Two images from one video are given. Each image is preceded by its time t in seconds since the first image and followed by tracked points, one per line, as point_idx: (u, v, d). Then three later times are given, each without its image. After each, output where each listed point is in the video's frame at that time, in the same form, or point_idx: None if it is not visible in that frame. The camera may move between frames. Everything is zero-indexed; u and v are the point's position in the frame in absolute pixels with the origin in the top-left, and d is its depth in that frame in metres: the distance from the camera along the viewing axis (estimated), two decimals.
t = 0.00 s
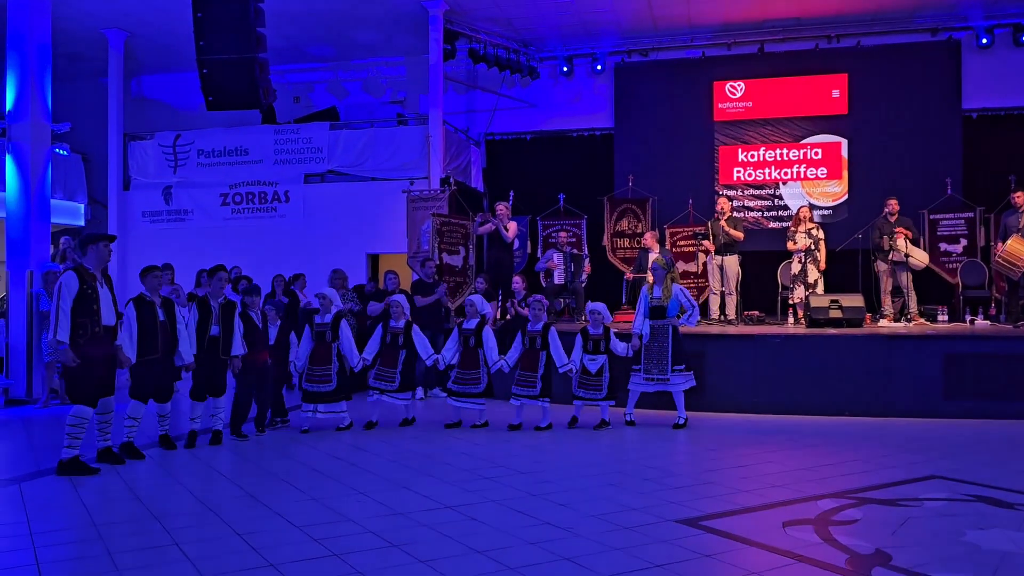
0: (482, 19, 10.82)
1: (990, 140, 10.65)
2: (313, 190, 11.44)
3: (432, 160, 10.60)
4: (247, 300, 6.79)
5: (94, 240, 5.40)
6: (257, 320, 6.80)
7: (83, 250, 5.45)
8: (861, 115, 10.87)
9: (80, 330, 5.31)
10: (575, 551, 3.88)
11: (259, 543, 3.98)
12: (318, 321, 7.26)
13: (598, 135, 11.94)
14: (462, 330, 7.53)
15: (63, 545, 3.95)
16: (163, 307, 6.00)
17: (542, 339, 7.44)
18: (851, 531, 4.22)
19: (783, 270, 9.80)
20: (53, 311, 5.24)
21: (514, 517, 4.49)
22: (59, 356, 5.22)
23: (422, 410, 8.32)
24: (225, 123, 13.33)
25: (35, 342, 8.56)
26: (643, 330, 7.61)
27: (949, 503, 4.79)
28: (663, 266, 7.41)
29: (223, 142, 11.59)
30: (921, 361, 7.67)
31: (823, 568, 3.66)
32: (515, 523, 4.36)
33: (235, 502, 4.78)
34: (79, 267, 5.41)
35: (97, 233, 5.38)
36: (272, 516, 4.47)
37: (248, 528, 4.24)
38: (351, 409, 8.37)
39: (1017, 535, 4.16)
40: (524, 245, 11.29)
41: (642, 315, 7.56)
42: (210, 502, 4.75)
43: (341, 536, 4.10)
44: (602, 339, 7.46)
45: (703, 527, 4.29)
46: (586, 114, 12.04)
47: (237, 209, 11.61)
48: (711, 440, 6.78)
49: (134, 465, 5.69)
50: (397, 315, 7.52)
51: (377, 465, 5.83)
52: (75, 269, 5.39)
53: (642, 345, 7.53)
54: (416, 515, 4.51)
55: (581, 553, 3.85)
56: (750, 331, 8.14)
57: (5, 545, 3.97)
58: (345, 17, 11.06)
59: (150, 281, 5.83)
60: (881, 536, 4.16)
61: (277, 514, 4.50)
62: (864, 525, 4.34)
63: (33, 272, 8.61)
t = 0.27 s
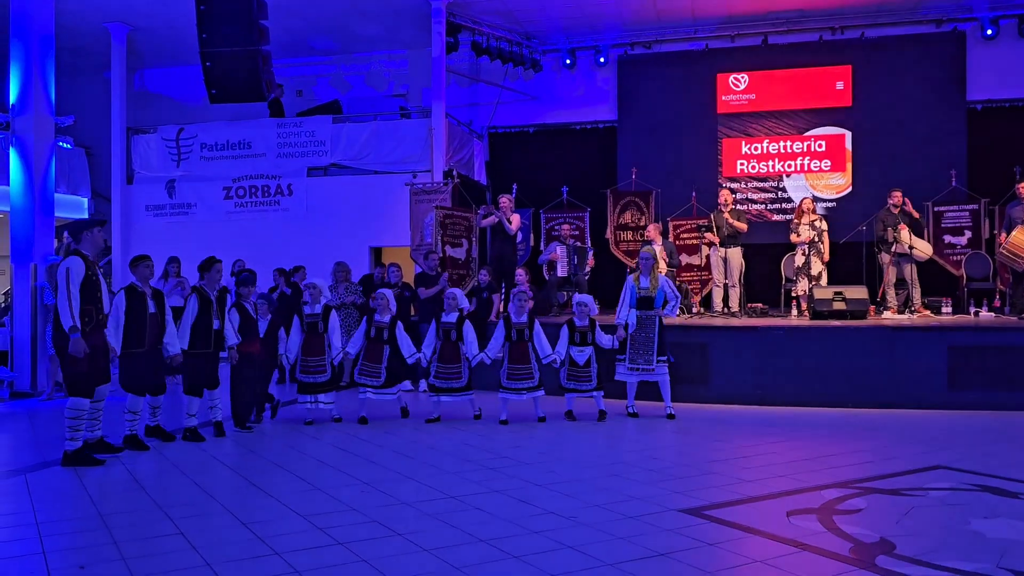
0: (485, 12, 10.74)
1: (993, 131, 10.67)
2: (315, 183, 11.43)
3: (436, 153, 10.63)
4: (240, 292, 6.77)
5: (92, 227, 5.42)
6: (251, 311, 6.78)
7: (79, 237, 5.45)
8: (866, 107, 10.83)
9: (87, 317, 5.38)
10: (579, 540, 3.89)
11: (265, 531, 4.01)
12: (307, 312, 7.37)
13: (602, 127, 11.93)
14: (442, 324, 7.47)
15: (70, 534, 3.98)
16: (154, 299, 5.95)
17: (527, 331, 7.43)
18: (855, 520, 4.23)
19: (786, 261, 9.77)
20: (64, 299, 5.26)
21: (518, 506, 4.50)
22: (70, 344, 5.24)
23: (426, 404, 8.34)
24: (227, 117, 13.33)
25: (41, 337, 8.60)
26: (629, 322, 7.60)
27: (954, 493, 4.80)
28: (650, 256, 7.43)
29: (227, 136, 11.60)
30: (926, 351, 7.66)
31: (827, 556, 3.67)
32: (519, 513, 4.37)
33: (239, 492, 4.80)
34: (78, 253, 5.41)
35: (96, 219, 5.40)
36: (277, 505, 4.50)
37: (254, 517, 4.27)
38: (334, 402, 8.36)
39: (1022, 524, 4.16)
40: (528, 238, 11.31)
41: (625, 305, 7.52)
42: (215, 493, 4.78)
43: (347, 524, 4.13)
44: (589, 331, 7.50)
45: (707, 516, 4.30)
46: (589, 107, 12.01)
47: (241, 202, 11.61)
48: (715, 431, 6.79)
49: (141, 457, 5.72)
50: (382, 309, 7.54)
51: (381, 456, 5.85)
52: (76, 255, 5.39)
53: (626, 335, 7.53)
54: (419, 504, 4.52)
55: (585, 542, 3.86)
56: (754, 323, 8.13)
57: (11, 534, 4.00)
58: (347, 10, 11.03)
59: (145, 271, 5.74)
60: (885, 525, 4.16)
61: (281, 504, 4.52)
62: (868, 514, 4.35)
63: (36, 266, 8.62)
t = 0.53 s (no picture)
0: (487, 5, 10.66)
1: (998, 122, 10.65)
2: (318, 177, 11.45)
3: (438, 146, 10.65)
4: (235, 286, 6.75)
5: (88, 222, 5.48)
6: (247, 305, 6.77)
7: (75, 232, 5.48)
8: (870, 98, 10.80)
9: (90, 311, 5.46)
10: (585, 529, 3.91)
11: (271, 521, 4.04)
12: (304, 306, 7.39)
13: (604, 120, 11.96)
14: (430, 315, 7.46)
15: (79, 523, 4.02)
16: (150, 291, 5.82)
17: (521, 321, 7.44)
18: (859, 509, 4.25)
19: (790, 253, 9.77)
20: (69, 293, 5.29)
21: (523, 496, 4.53)
22: (76, 339, 5.28)
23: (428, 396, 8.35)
24: (230, 111, 13.34)
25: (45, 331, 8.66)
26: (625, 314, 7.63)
27: (957, 482, 4.82)
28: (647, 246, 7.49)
29: (230, 130, 11.61)
30: (930, 341, 7.65)
31: (831, 544, 3.69)
32: (523, 502, 4.40)
33: (246, 483, 4.83)
34: (76, 248, 5.45)
35: (89, 214, 5.45)
36: (283, 496, 4.52)
37: (259, 507, 4.30)
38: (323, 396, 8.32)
39: None
40: (530, 231, 11.34)
41: (621, 299, 7.58)
42: (221, 484, 4.81)
43: (352, 514, 4.15)
44: (583, 323, 7.47)
45: (711, 506, 4.32)
46: (592, 100, 11.99)
47: (244, 196, 11.66)
48: (718, 422, 6.81)
49: (147, 449, 5.76)
50: (376, 303, 7.49)
51: (386, 448, 5.88)
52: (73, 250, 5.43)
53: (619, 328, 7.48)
54: (424, 494, 4.55)
55: (591, 531, 3.88)
56: (757, 315, 8.14)
57: (19, 524, 4.03)
58: (349, 3, 11.02)
59: (138, 262, 5.64)
60: (889, 514, 4.18)
61: (287, 494, 4.55)
62: (872, 503, 4.37)
63: (41, 262, 8.65)
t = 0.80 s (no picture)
0: None
1: (1001, 115, 10.62)
2: (320, 172, 11.44)
3: (438, 141, 10.65)
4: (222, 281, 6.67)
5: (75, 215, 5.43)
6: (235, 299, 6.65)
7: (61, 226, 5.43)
8: (872, 91, 10.77)
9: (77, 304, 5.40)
10: (587, 521, 3.93)
11: (273, 513, 4.06)
12: (303, 301, 7.54)
13: (606, 116, 11.89)
14: (426, 309, 7.50)
15: (83, 515, 4.05)
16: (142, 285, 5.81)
17: (514, 316, 7.45)
18: (861, 501, 4.26)
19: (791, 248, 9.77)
20: (54, 287, 5.22)
21: (525, 489, 4.54)
22: (61, 334, 5.22)
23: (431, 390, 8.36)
24: (231, 106, 13.33)
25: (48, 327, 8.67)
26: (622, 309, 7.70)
27: (959, 474, 4.83)
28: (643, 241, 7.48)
29: (231, 125, 11.59)
30: (932, 333, 7.66)
31: (832, 535, 3.71)
32: (525, 494, 4.41)
33: (249, 476, 4.85)
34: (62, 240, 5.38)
35: (75, 206, 5.40)
36: (285, 488, 4.54)
37: (261, 499, 4.32)
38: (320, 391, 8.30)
39: None
40: (532, 226, 11.35)
41: (620, 292, 7.62)
42: (224, 477, 4.82)
43: (354, 506, 4.17)
44: (578, 314, 7.55)
45: (713, 497, 4.34)
46: (594, 95, 11.96)
47: (245, 192, 11.65)
48: (720, 416, 6.83)
49: (150, 442, 5.79)
50: (373, 293, 7.48)
51: (388, 441, 5.90)
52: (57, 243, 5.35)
53: (615, 321, 7.56)
54: (427, 487, 4.57)
55: (593, 523, 3.90)
56: (759, 309, 8.14)
57: (23, 516, 4.06)
58: None
59: (130, 256, 5.63)
60: (891, 505, 4.20)
61: (289, 487, 4.56)
62: (874, 495, 4.38)
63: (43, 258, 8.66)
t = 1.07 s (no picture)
0: None
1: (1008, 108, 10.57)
2: (324, 168, 11.46)
3: (444, 137, 10.55)
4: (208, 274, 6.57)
5: (53, 211, 5.20)
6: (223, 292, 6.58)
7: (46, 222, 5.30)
8: (878, 84, 10.73)
9: (46, 304, 5.15)
10: (591, 514, 3.94)
11: (278, 506, 4.09)
12: (302, 295, 7.52)
13: (611, 111, 11.85)
14: (428, 306, 7.48)
15: (90, 507, 4.09)
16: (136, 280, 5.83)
17: (511, 312, 7.47)
18: (865, 494, 4.27)
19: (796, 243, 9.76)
20: (17, 286, 5.10)
21: (530, 482, 4.55)
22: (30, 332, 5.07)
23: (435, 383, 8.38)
24: (236, 103, 13.34)
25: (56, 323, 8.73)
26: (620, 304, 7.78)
27: (964, 468, 4.83)
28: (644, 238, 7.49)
29: (235, 122, 11.61)
30: (938, 327, 7.64)
31: (837, 529, 3.71)
32: (529, 487, 4.43)
33: (255, 469, 4.87)
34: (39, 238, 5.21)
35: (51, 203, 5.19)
36: (290, 481, 4.57)
37: (266, 492, 4.35)
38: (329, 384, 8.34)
39: None
40: (537, 222, 11.37)
41: (620, 289, 7.67)
42: (229, 470, 4.85)
43: (359, 499, 4.20)
44: (574, 313, 7.57)
45: (718, 491, 4.35)
46: (598, 90, 11.92)
47: (251, 188, 11.70)
48: (725, 410, 6.83)
49: (157, 436, 5.83)
50: (375, 294, 7.48)
51: (392, 435, 5.92)
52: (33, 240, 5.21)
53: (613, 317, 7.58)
54: (432, 481, 4.59)
55: (598, 516, 3.91)
56: (764, 303, 8.14)
57: (32, 508, 4.09)
58: None
59: (122, 250, 5.67)
60: (896, 498, 4.20)
61: (294, 481, 4.58)
62: (879, 488, 4.38)
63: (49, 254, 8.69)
